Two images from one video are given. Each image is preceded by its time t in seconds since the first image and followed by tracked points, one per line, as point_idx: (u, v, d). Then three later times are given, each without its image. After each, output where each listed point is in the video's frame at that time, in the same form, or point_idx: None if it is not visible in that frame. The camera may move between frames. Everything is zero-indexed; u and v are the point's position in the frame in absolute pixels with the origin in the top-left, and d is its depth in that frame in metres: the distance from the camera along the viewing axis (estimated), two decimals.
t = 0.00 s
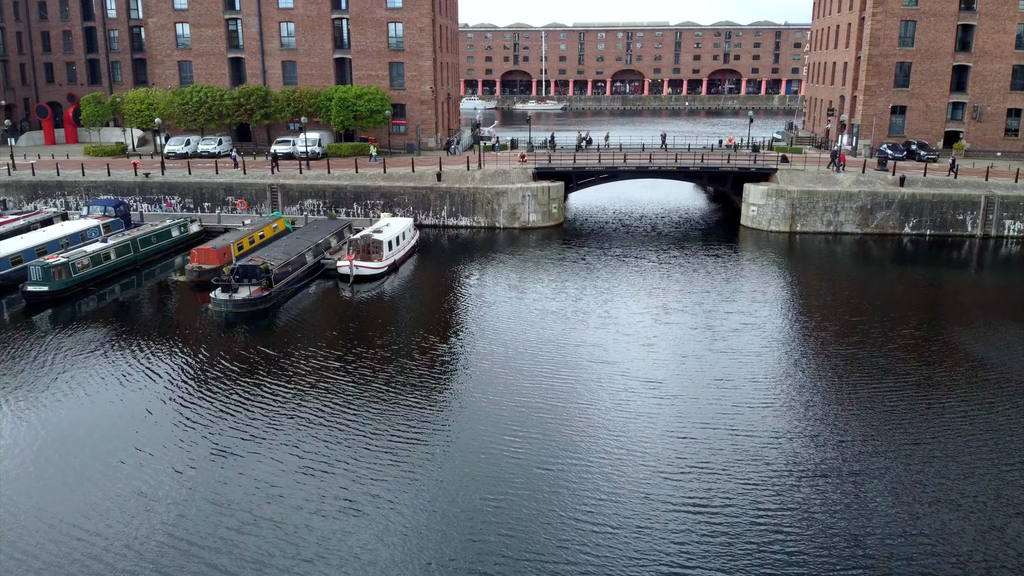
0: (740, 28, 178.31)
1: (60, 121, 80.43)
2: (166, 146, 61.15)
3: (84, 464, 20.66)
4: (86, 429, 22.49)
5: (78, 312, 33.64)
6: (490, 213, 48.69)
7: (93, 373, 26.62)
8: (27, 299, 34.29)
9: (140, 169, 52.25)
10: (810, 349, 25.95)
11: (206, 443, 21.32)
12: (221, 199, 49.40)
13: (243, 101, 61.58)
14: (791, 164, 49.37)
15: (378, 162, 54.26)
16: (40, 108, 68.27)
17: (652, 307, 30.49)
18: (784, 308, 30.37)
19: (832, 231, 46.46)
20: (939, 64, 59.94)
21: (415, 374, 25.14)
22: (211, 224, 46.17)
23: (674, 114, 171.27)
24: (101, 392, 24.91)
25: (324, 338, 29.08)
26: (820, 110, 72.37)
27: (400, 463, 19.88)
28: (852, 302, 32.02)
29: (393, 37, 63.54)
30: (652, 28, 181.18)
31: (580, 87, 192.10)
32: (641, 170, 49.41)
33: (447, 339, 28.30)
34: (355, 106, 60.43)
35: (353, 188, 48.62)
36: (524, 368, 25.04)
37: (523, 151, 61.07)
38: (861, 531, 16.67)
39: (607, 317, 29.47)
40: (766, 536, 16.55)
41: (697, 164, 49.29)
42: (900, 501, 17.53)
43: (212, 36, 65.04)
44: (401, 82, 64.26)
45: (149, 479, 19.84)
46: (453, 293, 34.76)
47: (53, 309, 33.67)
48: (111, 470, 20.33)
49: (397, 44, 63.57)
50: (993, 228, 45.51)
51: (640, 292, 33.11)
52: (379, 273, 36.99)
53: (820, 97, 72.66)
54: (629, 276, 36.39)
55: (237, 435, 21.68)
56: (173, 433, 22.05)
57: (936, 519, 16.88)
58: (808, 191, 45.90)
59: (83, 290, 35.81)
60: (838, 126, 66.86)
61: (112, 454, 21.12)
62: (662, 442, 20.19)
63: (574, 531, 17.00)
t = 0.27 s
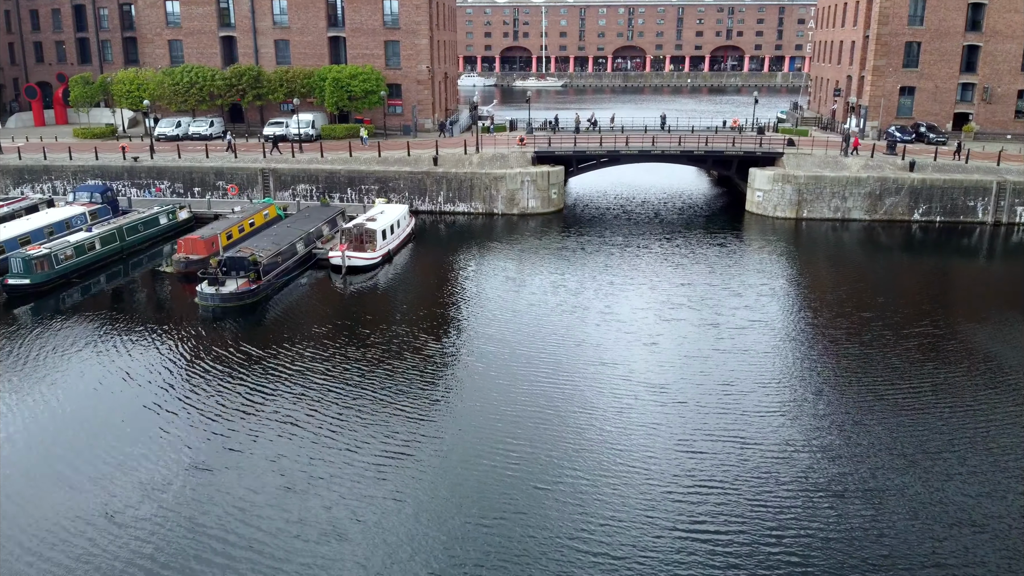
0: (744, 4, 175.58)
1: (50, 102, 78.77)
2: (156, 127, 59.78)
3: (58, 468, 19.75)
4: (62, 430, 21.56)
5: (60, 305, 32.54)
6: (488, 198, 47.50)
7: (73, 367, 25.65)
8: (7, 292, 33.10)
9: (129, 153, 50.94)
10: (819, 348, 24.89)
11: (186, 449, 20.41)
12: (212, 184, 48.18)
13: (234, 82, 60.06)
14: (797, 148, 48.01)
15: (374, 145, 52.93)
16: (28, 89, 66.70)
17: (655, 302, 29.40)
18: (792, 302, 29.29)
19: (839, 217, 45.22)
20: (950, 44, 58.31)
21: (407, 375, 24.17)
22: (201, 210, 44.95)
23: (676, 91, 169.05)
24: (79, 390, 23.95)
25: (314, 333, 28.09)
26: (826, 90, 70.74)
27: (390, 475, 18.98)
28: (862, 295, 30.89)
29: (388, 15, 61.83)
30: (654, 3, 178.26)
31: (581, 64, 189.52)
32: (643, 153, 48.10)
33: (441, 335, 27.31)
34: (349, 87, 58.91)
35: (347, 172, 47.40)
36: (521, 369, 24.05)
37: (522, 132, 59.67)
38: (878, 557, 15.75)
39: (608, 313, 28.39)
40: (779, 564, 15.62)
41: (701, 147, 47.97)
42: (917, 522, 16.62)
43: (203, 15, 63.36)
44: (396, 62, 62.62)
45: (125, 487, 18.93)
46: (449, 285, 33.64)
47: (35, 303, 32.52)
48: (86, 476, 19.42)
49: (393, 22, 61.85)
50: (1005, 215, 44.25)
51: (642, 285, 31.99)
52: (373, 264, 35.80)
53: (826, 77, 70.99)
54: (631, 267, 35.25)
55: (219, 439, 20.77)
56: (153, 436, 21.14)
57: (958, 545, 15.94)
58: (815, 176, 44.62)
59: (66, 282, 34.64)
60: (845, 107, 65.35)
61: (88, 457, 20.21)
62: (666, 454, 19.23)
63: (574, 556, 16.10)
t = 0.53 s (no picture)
0: None
1: (41, 92, 77.37)
2: (147, 119, 58.55)
3: (27, 491, 18.83)
4: (33, 449, 20.63)
5: (43, 307, 31.50)
6: (486, 194, 46.39)
7: (47, 377, 24.66)
8: None
9: (119, 146, 49.74)
10: (829, 358, 23.86)
11: (162, 471, 19.49)
12: (203, 178, 47.05)
13: (227, 72, 58.75)
14: (803, 141, 46.79)
15: (369, 138, 51.73)
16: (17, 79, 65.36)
17: (657, 305, 28.35)
18: (799, 304, 28.20)
19: (847, 213, 44.06)
20: (959, 33, 56.94)
21: (396, 383, 23.14)
22: (191, 206, 43.84)
23: (677, 79, 167.34)
24: (58, 401, 23.08)
25: (300, 338, 27.03)
26: (831, 80, 69.38)
27: (378, 499, 18.05)
28: (871, 296, 29.81)
29: (384, 3, 60.37)
30: None
31: (581, 51, 187.58)
32: (645, 147, 46.91)
33: (432, 338, 26.24)
34: (344, 77, 57.59)
35: (342, 167, 46.26)
36: (516, 378, 23.03)
37: (521, 124, 58.43)
38: None
39: (608, 318, 27.34)
40: None
41: (704, 141, 46.76)
42: (936, 558, 15.73)
43: (195, 3, 61.94)
44: (393, 51, 61.26)
45: (96, 514, 18.02)
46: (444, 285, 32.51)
47: (17, 306, 31.47)
48: (60, 499, 18.58)
49: (389, 10, 60.42)
50: (1016, 211, 43.11)
51: (644, 284, 30.84)
52: (367, 264, 34.66)
53: (831, 66, 69.59)
54: (632, 266, 34.13)
55: (196, 461, 19.82)
56: (129, 456, 20.22)
57: None
58: (822, 171, 43.42)
59: (50, 284, 33.58)
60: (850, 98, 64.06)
61: (63, 478, 19.38)
62: (669, 478, 18.31)
63: None
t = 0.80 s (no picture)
0: None
1: (33, 90, 76.24)
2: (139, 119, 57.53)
3: None
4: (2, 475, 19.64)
5: (26, 318, 30.52)
6: (484, 197, 45.37)
7: (23, 393, 23.66)
8: None
9: (109, 148, 48.72)
10: (840, 377, 22.89)
11: (135, 504, 18.53)
12: (195, 181, 46.04)
13: (220, 71, 57.67)
14: (809, 143, 45.71)
15: (365, 139, 50.71)
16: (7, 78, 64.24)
17: (660, 318, 27.30)
18: (807, 317, 27.20)
19: (853, 218, 43.04)
20: (967, 32, 55.80)
21: (384, 406, 22.13)
22: (182, 210, 42.84)
23: (678, 75, 166.08)
24: (36, 419, 22.20)
25: (286, 355, 26.03)
26: (835, 78, 68.25)
27: (367, 537, 17.15)
28: (881, 305, 28.80)
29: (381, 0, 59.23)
30: None
31: (581, 46, 186.28)
32: (647, 149, 45.85)
33: (423, 357, 25.24)
34: (340, 77, 56.48)
35: (336, 170, 45.22)
36: (510, 401, 22.02)
37: (520, 125, 57.36)
38: None
39: (610, 332, 26.32)
40: None
41: (708, 142, 45.69)
42: None
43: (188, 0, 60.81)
44: (389, 49, 60.13)
45: (67, 553, 17.07)
46: (440, 295, 31.52)
47: None
48: (31, 531, 17.73)
49: (386, 7, 59.26)
50: None
51: (646, 294, 29.81)
52: (360, 273, 33.59)
53: (836, 65, 68.43)
54: (635, 273, 33.05)
55: (171, 494, 18.83)
56: (106, 483, 19.34)
57: None
58: (828, 174, 42.35)
59: (33, 294, 32.59)
60: (856, 98, 62.95)
61: (36, 506, 18.53)
62: (674, 515, 17.36)
63: None
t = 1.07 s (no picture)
0: None
1: (25, 94, 75.04)
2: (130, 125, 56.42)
3: None
4: None
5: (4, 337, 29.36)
6: (482, 207, 44.21)
7: None
8: None
9: (97, 156, 47.60)
10: (855, 407, 21.74)
11: (104, 547, 17.32)
12: (185, 191, 44.90)
13: (213, 76, 56.54)
14: (815, 151, 44.56)
15: (360, 147, 49.55)
16: None
17: (663, 340, 26.12)
18: (819, 339, 26.03)
19: (861, 229, 41.89)
20: (975, 36, 54.64)
21: (370, 437, 20.87)
22: (171, 222, 41.70)
23: (678, 76, 164.96)
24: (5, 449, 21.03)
25: (270, 379, 24.80)
26: (840, 83, 67.08)
27: None
28: (894, 325, 27.62)
29: (377, 4, 58.08)
30: None
31: (582, 48, 185.13)
32: (649, 158, 44.69)
33: (414, 381, 24.00)
34: (335, 82, 55.32)
35: (330, 179, 44.05)
36: (503, 432, 20.74)
37: (519, 132, 56.20)
38: None
39: (611, 355, 25.12)
40: None
41: (711, 151, 44.56)
42: None
43: (180, 4, 59.67)
44: (386, 54, 58.99)
45: None
46: (434, 312, 30.30)
47: None
48: None
49: (382, 11, 58.09)
50: None
51: (649, 313, 28.62)
52: (352, 288, 32.41)
53: (840, 69, 67.24)
54: (637, 289, 31.86)
55: (144, 535, 17.62)
56: (74, 522, 18.11)
57: None
58: (836, 184, 41.19)
59: (14, 311, 31.45)
60: (861, 103, 61.78)
61: None
62: (681, 564, 16.21)
63: None
